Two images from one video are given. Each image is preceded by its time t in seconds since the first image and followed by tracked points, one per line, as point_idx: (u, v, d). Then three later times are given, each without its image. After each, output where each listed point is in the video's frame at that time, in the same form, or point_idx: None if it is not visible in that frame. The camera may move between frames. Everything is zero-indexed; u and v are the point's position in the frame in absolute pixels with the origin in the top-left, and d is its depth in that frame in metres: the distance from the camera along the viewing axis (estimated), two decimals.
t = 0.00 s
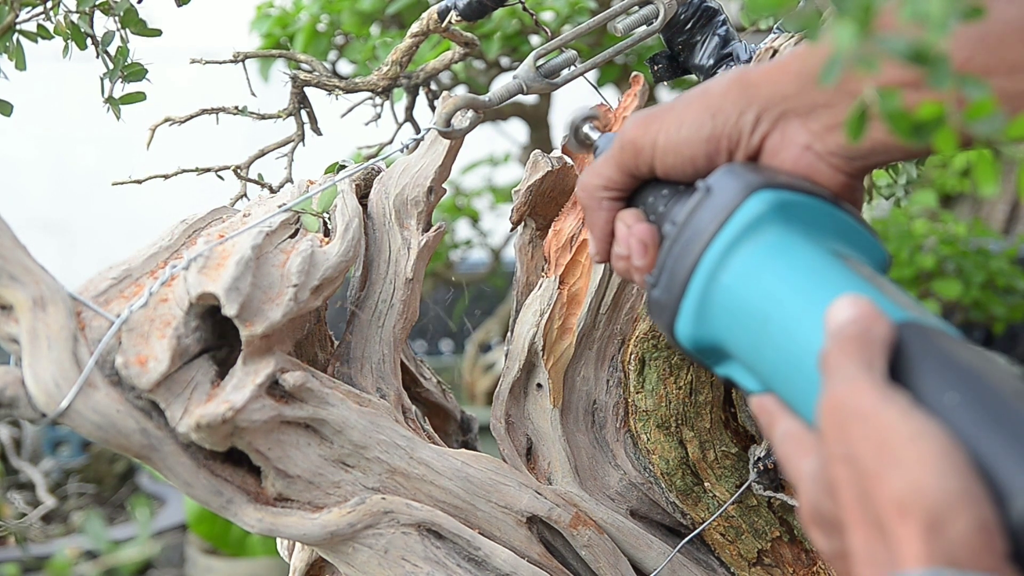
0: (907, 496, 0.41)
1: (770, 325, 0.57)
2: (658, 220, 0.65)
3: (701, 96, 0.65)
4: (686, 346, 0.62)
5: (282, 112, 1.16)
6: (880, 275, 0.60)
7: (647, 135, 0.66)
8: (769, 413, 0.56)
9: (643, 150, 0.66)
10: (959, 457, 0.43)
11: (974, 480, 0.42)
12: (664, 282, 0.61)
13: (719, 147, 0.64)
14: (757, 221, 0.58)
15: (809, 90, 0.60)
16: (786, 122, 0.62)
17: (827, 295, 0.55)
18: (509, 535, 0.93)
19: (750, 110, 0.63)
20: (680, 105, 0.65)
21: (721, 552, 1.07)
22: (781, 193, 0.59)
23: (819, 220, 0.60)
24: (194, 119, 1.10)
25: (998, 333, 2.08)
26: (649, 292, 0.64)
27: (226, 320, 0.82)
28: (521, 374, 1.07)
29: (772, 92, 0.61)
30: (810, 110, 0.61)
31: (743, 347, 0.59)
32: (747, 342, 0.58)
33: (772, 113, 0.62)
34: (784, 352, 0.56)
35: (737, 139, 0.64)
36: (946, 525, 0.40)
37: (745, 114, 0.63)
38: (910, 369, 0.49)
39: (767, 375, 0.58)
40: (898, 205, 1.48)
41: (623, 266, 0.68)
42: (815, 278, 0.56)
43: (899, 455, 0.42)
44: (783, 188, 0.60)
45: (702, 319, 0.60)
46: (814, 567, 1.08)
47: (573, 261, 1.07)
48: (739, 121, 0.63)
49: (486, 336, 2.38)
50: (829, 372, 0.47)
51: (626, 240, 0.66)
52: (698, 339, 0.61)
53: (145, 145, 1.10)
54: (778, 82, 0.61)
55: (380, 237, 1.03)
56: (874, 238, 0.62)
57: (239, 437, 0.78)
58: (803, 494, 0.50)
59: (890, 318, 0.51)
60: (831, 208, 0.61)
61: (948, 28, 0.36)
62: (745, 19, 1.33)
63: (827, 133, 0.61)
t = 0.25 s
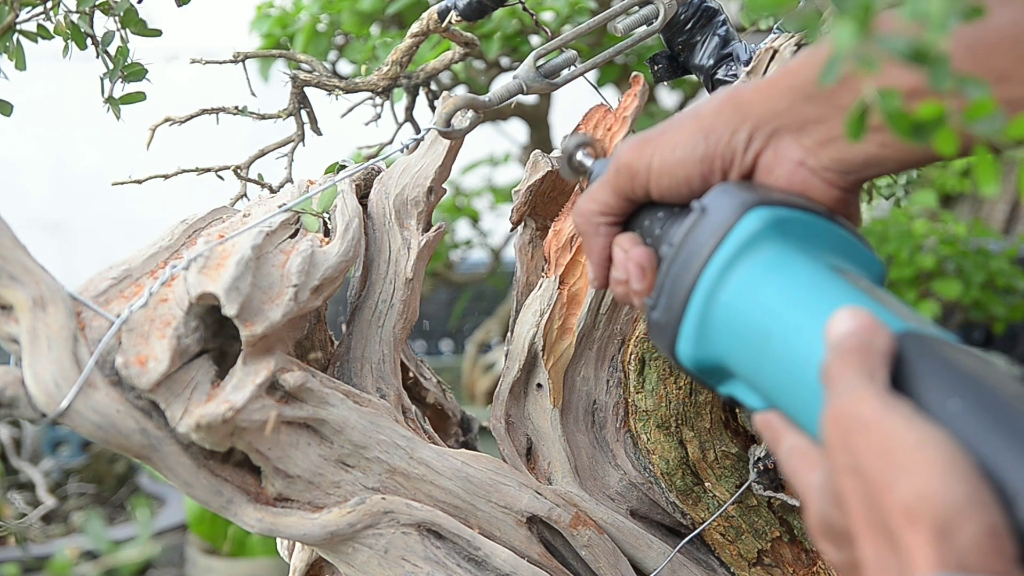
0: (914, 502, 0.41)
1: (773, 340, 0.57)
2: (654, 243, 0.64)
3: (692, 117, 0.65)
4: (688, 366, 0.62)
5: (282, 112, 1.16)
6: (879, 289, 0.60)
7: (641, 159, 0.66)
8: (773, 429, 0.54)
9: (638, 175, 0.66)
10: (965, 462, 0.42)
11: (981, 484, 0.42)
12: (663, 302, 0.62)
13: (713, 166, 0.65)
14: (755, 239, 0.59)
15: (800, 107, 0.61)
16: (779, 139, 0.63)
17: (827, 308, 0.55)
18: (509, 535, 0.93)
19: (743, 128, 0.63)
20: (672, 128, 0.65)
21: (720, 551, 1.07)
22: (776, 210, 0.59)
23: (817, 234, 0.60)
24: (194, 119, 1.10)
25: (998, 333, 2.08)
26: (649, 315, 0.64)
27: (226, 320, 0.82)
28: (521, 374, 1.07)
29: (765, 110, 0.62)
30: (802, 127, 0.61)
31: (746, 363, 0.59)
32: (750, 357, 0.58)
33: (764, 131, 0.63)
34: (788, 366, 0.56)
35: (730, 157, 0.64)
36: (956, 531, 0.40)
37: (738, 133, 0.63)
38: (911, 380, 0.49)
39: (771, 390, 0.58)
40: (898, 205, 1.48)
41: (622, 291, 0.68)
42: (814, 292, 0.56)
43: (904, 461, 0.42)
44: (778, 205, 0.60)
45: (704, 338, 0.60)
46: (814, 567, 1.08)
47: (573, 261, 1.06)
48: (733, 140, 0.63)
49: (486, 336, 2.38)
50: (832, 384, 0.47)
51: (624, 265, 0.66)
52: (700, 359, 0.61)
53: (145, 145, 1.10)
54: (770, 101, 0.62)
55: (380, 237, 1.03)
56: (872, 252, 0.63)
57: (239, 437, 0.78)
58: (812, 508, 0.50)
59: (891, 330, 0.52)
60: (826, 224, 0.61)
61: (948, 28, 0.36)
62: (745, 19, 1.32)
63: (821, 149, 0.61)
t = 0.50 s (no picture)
0: (918, 498, 0.41)
1: (781, 321, 0.57)
2: (667, 210, 0.65)
3: (711, 87, 0.65)
4: (696, 339, 0.63)
5: (282, 112, 1.16)
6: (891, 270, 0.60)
7: (656, 126, 0.66)
8: (778, 409, 0.55)
9: (653, 141, 0.66)
10: (970, 460, 0.43)
11: (986, 483, 0.42)
12: (673, 274, 0.62)
13: (729, 138, 0.64)
14: (769, 215, 0.58)
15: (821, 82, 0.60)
16: (796, 116, 0.63)
17: (838, 291, 0.55)
18: (509, 535, 0.93)
19: (761, 102, 0.63)
20: (690, 95, 0.65)
21: (721, 552, 1.07)
22: (792, 186, 0.59)
23: (830, 214, 0.60)
24: (194, 119, 1.11)
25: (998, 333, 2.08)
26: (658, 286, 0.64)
27: (226, 320, 0.83)
28: (521, 374, 1.07)
29: (783, 84, 0.62)
30: (821, 104, 0.61)
31: (752, 342, 0.59)
32: (757, 339, 0.59)
33: (782, 106, 0.62)
34: (795, 349, 0.56)
35: (747, 130, 0.64)
36: (957, 528, 0.40)
37: (756, 106, 0.63)
38: (920, 369, 0.49)
39: (777, 371, 0.58)
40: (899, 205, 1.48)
41: (632, 257, 0.68)
42: (826, 274, 0.56)
43: (909, 458, 0.42)
44: (794, 181, 0.60)
45: (713, 314, 0.61)
46: (814, 567, 1.08)
47: (573, 260, 1.07)
48: (750, 113, 0.63)
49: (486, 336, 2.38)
50: (841, 372, 0.47)
51: (635, 230, 0.66)
52: (708, 331, 0.62)
53: (145, 145, 1.10)
54: (790, 75, 0.61)
55: (380, 237, 1.03)
56: (886, 231, 0.62)
57: (239, 437, 0.78)
58: (813, 491, 0.50)
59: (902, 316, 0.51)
60: (841, 203, 0.61)
61: (948, 29, 0.36)
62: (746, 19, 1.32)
63: (837, 127, 0.61)
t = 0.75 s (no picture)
0: (918, 511, 0.41)
1: (775, 349, 0.57)
2: (656, 252, 0.64)
3: (691, 126, 0.65)
4: (692, 375, 0.63)
5: (282, 112, 1.16)
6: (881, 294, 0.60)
7: (640, 168, 0.65)
8: (778, 438, 0.54)
9: (637, 185, 0.66)
10: (970, 471, 0.43)
11: (986, 492, 0.42)
12: (664, 313, 0.62)
13: (713, 175, 0.64)
14: (756, 247, 0.59)
15: (799, 113, 0.61)
16: (777, 148, 0.63)
17: (829, 316, 0.55)
18: (509, 535, 0.93)
19: (742, 137, 0.63)
20: (671, 137, 0.65)
21: (721, 551, 1.07)
22: (777, 218, 0.59)
23: (819, 242, 0.60)
24: (194, 119, 1.11)
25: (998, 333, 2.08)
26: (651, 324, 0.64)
27: (225, 320, 0.83)
28: (521, 374, 1.07)
29: (764, 117, 0.62)
30: (800, 134, 0.62)
31: (749, 372, 0.60)
32: (754, 369, 0.59)
33: (764, 139, 0.63)
34: (790, 375, 0.56)
35: (730, 166, 0.64)
36: (960, 538, 0.40)
37: (737, 141, 0.63)
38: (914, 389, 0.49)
39: (775, 400, 0.58)
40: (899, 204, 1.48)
41: (624, 300, 0.67)
42: (817, 301, 0.56)
43: (906, 471, 0.43)
44: (779, 212, 0.60)
45: (707, 349, 0.61)
46: (814, 567, 1.08)
47: (573, 260, 1.06)
48: (732, 148, 0.63)
49: (486, 336, 2.38)
50: (835, 394, 0.48)
51: (626, 274, 0.65)
52: (703, 368, 0.62)
53: (145, 145, 1.10)
54: (769, 107, 0.62)
55: (380, 237, 1.03)
56: (875, 258, 0.63)
57: (239, 437, 0.78)
58: (816, 516, 0.50)
59: (892, 336, 0.51)
60: (829, 230, 0.61)
61: (948, 28, 0.36)
62: (745, 19, 1.32)
63: (819, 156, 0.61)
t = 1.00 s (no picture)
0: (968, 506, 0.41)
1: (783, 329, 0.57)
2: (637, 216, 0.65)
3: (679, 92, 0.64)
4: (686, 348, 0.62)
5: (282, 112, 1.16)
6: (869, 268, 0.61)
7: (625, 131, 0.65)
8: (775, 413, 0.56)
9: (621, 147, 0.66)
10: (1011, 463, 0.43)
11: None
12: (658, 283, 0.61)
13: (700, 145, 0.64)
14: (759, 223, 0.59)
15: (791, 88, 0.61)
16: (767, 122, 0.63)
17: (841, 299, 0.55)
18: (509, 535, 0.93)
19: (732, 110, 0.63)
20: (658, 101, 0.64)
21: (721, 551, 1.07)
22: (779, 194, 0.59)
23: (815, 219, 0.61)
24: (194, 119, 1.11)
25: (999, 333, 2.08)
26: (639, 292, 0.63)
27: (225, 320, 0.83)
28: (521, 374, 1.07)
29: (755, 90, 0.62)
30: (793, 109, 0.61)
31: (749, 349, 0.59)
32: (758, 347, 0.59)
33: (754, 113, 0.62)
34: (800, 356, 0.56)
35: (718, 136, 0.64)
36: (1009, 534, 0.41)
37: (726, 113, 0.63)
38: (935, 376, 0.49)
39: (778, 379, 0.58)
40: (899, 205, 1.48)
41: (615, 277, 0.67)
42: (825, 282, 0.56)
43: (953, 465, 0.42)
44: (779, 187, 0.60)
45: (706, 322, 0.60)
46: (814, 567, 1.08)
47: (573, 261, 1.07)
48: (721, 120, 0.63)
49: (486, 336, 2.38)
50: (866, 382, 0.47)
51: (604, 237, 0.66)
52: (699, 340, 0.61)
53: (145, 145, 1.10)
54: (760, 81, 0.61)
55: (380, 237, 1.03)
56: (863, 234, 0.63)
57: (239, 437, 0.78)
58: (836, 505, 0.50)
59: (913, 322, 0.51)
60: (821, 205, 0.61)
61: (949, 29, 0.36)
62: (745, 18, 1.32)
63: (811, 132, 0.61)
